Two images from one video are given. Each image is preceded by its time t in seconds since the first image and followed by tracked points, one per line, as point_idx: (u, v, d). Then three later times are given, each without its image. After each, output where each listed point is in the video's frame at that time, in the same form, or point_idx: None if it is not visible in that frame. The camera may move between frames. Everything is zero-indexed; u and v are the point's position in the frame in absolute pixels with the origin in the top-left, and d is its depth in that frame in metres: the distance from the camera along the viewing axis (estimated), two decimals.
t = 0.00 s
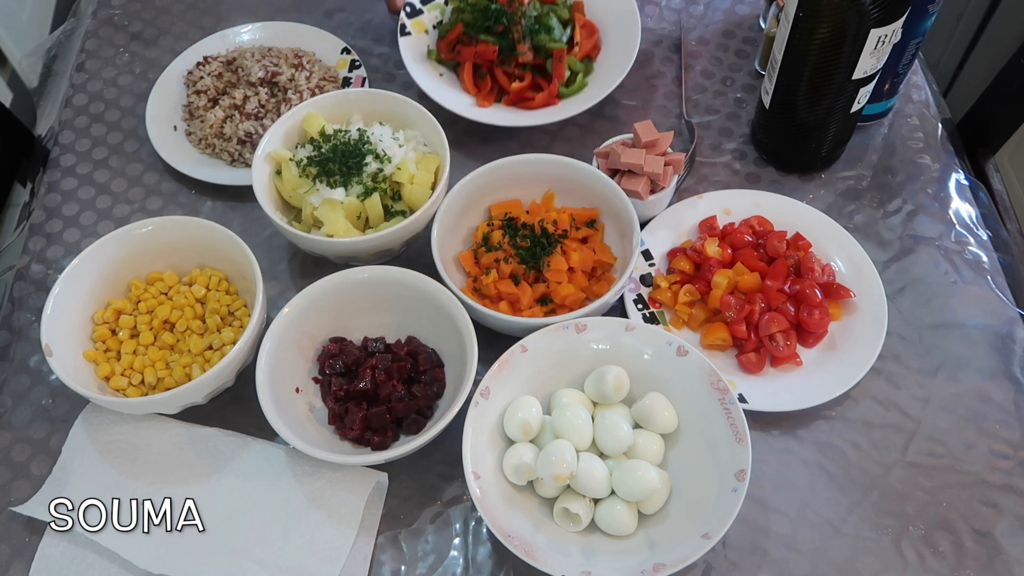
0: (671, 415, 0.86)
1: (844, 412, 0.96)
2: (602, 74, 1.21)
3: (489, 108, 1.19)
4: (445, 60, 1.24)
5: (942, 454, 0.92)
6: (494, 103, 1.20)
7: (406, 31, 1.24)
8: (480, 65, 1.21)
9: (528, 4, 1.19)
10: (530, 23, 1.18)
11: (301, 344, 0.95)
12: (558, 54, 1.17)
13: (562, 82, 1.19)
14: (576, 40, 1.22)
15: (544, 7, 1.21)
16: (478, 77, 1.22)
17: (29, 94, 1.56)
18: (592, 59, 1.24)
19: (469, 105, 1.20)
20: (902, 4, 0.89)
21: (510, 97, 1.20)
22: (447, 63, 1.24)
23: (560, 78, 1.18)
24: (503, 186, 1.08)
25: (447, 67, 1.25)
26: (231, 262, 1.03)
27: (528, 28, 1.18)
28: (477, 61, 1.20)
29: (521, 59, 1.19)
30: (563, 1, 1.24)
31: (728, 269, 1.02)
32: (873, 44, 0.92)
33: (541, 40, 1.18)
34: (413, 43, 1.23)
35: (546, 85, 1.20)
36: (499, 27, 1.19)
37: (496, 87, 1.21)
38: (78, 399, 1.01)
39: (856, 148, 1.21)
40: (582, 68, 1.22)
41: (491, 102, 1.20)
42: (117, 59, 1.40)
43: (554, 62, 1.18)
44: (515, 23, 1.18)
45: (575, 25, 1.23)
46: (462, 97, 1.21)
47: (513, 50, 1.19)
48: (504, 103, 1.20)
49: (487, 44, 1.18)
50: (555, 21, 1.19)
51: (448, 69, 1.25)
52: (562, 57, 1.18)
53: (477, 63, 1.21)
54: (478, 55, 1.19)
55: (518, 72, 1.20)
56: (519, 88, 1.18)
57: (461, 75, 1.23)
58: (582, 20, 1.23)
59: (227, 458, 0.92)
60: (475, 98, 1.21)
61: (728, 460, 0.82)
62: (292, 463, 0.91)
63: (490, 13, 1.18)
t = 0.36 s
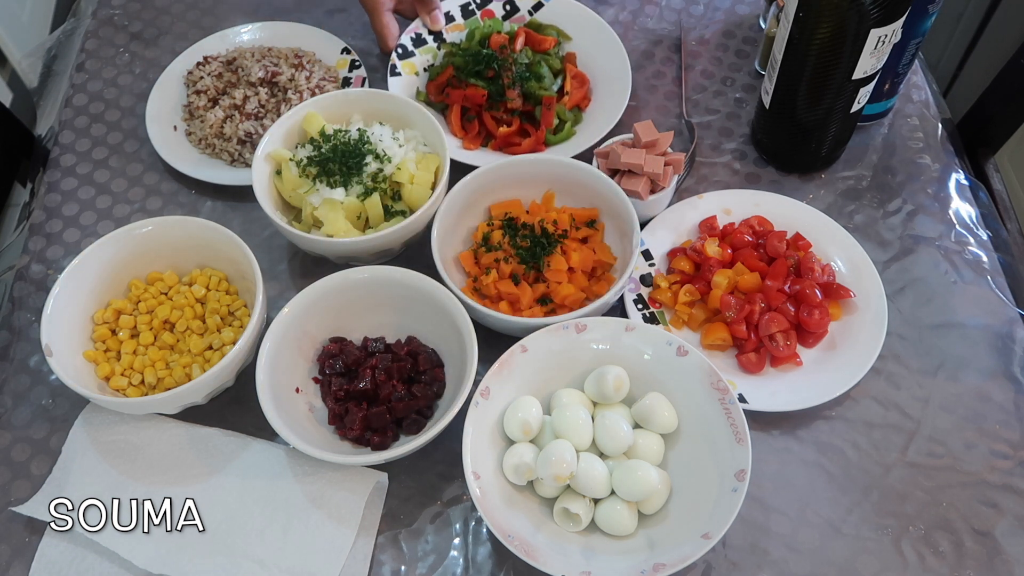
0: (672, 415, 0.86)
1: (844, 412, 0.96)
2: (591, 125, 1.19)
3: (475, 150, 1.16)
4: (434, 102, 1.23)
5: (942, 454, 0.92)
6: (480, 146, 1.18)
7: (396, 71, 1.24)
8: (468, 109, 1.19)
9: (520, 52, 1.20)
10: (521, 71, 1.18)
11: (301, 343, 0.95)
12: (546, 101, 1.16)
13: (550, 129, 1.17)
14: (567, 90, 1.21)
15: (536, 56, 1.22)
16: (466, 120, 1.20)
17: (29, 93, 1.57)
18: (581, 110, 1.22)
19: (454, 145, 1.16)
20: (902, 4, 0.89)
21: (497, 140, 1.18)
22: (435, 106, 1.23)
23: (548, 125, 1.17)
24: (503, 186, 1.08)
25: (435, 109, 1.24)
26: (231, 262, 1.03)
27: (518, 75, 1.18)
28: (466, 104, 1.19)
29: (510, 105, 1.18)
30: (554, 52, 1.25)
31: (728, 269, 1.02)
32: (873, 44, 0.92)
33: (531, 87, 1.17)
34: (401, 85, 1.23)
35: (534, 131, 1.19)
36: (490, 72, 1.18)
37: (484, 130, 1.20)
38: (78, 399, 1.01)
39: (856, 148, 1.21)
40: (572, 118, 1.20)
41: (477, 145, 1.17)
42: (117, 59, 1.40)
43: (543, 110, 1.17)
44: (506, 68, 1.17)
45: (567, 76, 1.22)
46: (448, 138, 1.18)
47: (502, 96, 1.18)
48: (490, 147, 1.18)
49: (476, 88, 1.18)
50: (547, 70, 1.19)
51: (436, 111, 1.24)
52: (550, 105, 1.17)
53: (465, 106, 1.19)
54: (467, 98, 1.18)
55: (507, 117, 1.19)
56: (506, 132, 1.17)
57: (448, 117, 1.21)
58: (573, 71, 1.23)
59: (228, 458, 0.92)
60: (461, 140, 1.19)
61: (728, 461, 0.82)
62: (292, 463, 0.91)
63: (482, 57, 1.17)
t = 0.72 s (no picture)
0: (671, 415, 0.86)
1: (844, 412, 0.96)
2: (592, 137, 1.18)
3: (474, 162, 1.16)
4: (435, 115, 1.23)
5: (942, 454, 0.92)
6: (481, 157, 1.18)
7: (396, 84, 1.24)
8: (468, 121, 1.19)
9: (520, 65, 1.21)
10: (520, 83, 1.19)
11: (301, 343, 0.95)
12: (546, 112, 1.17)
13: (550, 139, 1.18)
14: (568, 101, 1.20)
15: (536, 68, 1.23)
16: (466, 132, 1.20)
17: (29, 94, 1.57)
18: (582, 121, 1.22)
19: (454, 158, 1.17)
20: (902, 4, 0.89)
21: (497, 152, 1.18)
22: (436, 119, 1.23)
23: (548, 136, 1.17)
24: (503, 186, 1.08)
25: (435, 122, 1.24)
26: (231, 262, 1.03)
27: (518, 87, 1.18)
28: (466, 116, 1.18)
29: (510, 117, 1.18)
30: (556, 64, 1.25)
31: (728, 269, 1.02)
32: (873, 44, 0.92)
33: (531, 99, 1.18)
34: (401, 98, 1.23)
35: (534, 143, 1.20)
36: (490, 84, 1.18)
37: (485, 142, 1.19)
38: (78, 399, 1.01)
39: (856, 148, 1.21)
40: (573, 129, 1.19)
41: (477, 157, 1.17)
42: (117, 59, 1.40)
43: (543, 121, 1.18)
44: (506, 80, 1.18)
45: (568, 88, 1.22)
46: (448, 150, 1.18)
47: (502, 108, 1.18)
48: (491, 158, 1.18)
49: (476, 100, 1.17)
50: (547, 82, 1.20)
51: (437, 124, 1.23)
52: (551, 117, 1.17)
53: (466, 118, 1.19)
54: (467, 111, 1.17)
55: (507, 129, 1.19)
56: (506, 143, 1.17)
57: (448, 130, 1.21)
58: (575, 82, 1.22)
59: (228, 458, 0.92)
60: (461, 152, 1.19)
61: (728, 461, 0.82)
62: (292, 463, 0.91)
63: (482, 70, 1.18)
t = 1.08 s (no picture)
0: (671, 415, 0.86)
1: (844, 412, 0.96)
2: (592, 137, 1.19)
3: (474, 161, 1.16)
4: (435, 115, 1.23)
5: (942, 454, 0.92)
6: (481, 157, 1.18)
7: (396, 84, 1.24)
8: (468, 121, 1.19)
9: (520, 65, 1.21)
10: (520, 83, 1.19)
11: (301, 343, 0.95)
12: (546, 112, 1.17)
13: (550, 139, 1.18)
14: (568, 101, 1.20)
15: (536, 68, 1.23)
16: (466, 132, 1.20)
17: (29, 94, 1.57)
18: (583, 121, 1.22)
19: (454, 158, 1.16)
20: (902, 4, 0.89)
21: (497, 152, 1.18)
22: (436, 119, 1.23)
23: (548, 135, 1.17)
24: (503, 186, 1.08)
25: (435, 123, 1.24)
26: (231, 262, 1.03)
27: (518, 87, 1.18)
28: (466, 116, 1.18)
29: (510, 117, 1.18)
30: (555, 64, 1.25)
31: (728, 269, 1.02)
32: (873, 44, 0.92)
33: (531, 98, 1.18)
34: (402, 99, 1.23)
35: (534, 143, 1.20)
36: (490, 84, 1.18)
37: (485, 142, 1.19)
38: (78, 399, 1.01)
39: (856, 148, 1.21)
40: (573, 129, 1.20)
41: (478, 156, 1.17)
42: (117, 58, 1.40)
43: (544, 121, 1.18)
44: (506, 80, 1.18)
45: (568, 88, 1.22)
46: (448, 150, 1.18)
47: (502, 108, 1.18)
48: (491, 158, 1.18)
49: (476, 100, 1.17)
50: (547, 82, 1.20)
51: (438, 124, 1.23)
52: (551, 117, 1.17)
53: (466, 118, 1.19)
54: (467, 111, 1.17)
55: (507, 129, 1.19)
56: (506, 143, 1.17)
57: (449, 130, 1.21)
58: (575, 83, 1.22)
59: (228, 458, 0.92)
60: (461, 152, 1.19)
61: (728, 461, 0.82)
62: (292, 463, 0.91)
63: (482, 70, 1.18)
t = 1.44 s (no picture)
0: (671, 415, 0.86)
1: (844, 412, 0.96)
2: (591, 137, 1.19)
3: (474, 162, 1.16)
4: (435, 115, 1.23)
5: (942, 454, 0.92)
6: (481, 157, 1.18)
7: (396, 84, 1.24)
8: (468, 121, 1.19)
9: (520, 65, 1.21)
10: (521, 83, 1.19)
11: (301, 343, 0.95)
12: (546, 112, 1.17)
13: (550, 139, 1.18)
14: (568, 101, 1.20)
15: (536, 68, 1.23)
16: (466, 132, 1.20)
17: (29, 94, 1.57)
18: (583, 121, 1.22)
19: (454, 158, 1.16)
20: (902, 4, 0.89)
21: (497, 152, 1.18)
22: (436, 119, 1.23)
23: (548, 135, 1.17)
24: (503, 186, 1.08)
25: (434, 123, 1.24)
26: (231, 262, 1.03)
27: (518, 87, 1.18)
28: (466, 116, 1.18)
29: (510, 117, 1.18)
30: (555, 64, 1.25)
31: (728, 269, 1.02)
32: (873, 44, 0.92)
33: (531, 98, 1.18)
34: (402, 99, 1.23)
35: (534, 143, 1.20)
36: (490, 84, 1.18)
37: (485, 142, 1.19)
38: (78, 399, 1.01)
39: (856, 148, 1.21)
40: (573, 129, 1.20)
41: (478, 156, 1.17)
42: (117, 59, 1.40)
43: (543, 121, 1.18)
44: (505, 80, 1.18)
45: (568, 88, 1.22)
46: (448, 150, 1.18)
47: (502, 108, 1.18)
48: (491, 158, 1.18)
49: (476, 100, 1.17)
50: (547, 82, 1.20)
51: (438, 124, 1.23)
52: (551, 117, 1.17)
53: (466, 118, 1.19)
54: (467, 111, 1.17)
55: (507, 129, 1.19)
56: (506, 143, 1.17)
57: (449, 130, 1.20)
58: (574, 83, 1.22)
59: (228, 458, 0.92)
60: (461, 152, 1.18)
61: (728, 461, 0.82)
62: (292, 463, 0.91)
63: (482, 70, 1.18)
